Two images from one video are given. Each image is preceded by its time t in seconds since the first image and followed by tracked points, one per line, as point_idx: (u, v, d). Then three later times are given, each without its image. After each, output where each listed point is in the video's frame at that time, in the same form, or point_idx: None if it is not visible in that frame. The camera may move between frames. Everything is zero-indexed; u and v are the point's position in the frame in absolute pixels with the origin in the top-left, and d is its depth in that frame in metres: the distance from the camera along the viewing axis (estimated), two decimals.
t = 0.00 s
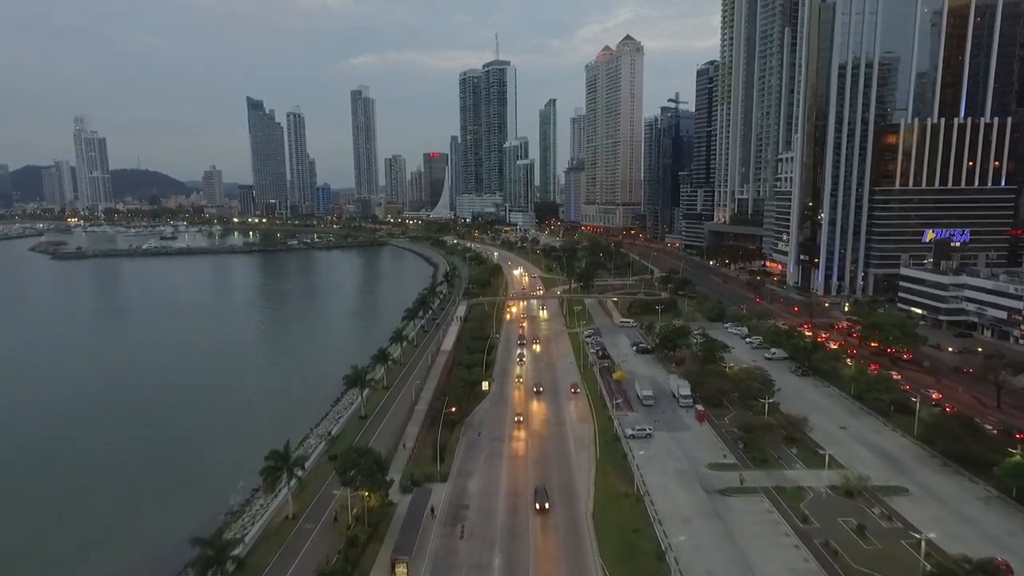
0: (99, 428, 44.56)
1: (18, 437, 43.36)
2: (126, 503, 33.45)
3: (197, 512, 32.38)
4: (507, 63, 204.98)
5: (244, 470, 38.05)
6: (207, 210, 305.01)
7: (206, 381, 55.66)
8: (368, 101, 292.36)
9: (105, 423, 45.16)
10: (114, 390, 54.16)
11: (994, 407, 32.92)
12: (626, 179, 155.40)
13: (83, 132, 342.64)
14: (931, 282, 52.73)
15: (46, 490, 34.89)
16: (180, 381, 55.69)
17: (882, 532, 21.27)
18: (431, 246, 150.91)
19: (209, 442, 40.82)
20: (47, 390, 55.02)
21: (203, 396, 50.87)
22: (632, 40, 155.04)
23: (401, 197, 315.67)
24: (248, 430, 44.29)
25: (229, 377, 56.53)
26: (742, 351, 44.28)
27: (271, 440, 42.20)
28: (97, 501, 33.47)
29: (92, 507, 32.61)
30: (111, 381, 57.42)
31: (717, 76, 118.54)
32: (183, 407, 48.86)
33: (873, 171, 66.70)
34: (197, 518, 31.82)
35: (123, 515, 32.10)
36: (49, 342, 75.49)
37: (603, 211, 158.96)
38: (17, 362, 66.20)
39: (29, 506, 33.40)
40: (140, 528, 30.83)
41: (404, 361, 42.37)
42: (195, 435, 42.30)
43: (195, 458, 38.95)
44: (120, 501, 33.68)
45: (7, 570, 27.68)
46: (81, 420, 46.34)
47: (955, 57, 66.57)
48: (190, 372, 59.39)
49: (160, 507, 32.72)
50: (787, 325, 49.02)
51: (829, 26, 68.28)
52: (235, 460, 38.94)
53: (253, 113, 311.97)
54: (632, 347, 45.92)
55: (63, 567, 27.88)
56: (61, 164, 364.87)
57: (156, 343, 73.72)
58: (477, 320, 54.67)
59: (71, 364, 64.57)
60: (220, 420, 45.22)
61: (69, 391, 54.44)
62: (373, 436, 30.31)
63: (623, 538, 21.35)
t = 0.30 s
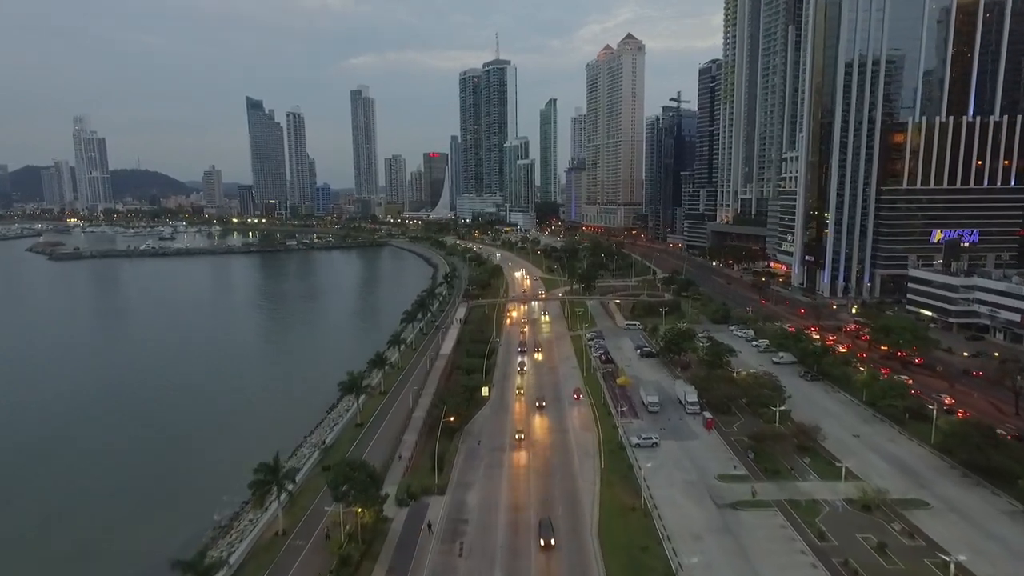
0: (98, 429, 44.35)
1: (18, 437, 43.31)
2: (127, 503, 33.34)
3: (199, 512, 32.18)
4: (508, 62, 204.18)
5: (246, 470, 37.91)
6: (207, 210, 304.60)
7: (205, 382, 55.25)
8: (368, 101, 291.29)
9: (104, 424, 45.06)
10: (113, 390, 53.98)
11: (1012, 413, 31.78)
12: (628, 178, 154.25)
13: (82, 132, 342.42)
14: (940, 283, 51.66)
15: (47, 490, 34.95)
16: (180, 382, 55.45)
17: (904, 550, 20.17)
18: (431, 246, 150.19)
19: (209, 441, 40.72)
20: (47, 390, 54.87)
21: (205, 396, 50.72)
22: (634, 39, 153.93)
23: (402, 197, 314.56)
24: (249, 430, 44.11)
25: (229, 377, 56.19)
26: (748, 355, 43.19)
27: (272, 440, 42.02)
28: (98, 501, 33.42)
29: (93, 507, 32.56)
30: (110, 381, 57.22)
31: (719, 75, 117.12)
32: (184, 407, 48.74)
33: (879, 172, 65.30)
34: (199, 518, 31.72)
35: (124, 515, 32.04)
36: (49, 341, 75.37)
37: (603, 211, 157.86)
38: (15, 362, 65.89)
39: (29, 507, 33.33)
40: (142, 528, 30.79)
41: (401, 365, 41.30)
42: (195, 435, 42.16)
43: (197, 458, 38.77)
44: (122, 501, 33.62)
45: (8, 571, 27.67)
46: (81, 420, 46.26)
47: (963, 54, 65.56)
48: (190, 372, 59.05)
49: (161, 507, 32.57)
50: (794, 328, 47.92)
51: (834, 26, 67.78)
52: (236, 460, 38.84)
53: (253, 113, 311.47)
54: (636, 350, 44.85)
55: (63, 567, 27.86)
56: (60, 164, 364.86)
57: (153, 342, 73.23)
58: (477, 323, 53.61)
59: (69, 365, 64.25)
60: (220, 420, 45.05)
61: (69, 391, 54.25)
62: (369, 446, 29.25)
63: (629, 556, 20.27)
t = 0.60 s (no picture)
0: (98, 429, 44.14)
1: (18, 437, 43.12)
2: (129, 504, 33.33)
3: (200, 512, 32.26)
4: (508, 61, 203.22)
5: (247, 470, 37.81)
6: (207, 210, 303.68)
7: (204, 382, 54.76)
8: (368, 100, 290.03)
9: (105, 424, 44.86)
10: (113, 390, 53.77)
11: None
12: (629, 178, 152.95)
13: (81, 131, 341.54)
14: (950, 285, 50.59)
15: (49, 490, 34.89)
16: (179, 382, 55.11)
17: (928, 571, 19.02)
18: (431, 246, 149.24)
19: (209, 440, 40.67)
20: (46, 390, 54.49)
21: (204, 396, 50.50)
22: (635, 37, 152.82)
23: (401, 197, 313.26)
24: (248, 430, 44.01)
25: (229, 377, 55.89)
26: (755, 359, 42.09)
27: (271, 440, 41.77)
28: (100, 502, 33.37)
29: (94, 507, 32.51)
30: (110, 380, 56.79)
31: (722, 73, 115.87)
32: (184, 407, 48.60)
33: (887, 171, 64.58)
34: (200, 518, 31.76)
35: (124, 516, 32.03)
36: (48, 340, 74.92)
37: (604, 212, 156.78)
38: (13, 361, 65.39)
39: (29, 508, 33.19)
40: (144, 528, 30.89)
41: (398, 370, 40.14)
42: (196, 435, 42.18)
43: (198, 458, 38.70)
44: (123, 501, 33.66)
45: (10, 570, 27.70)
46: (81, 421, 46.04)
47: (972, 51, 64.43)
48: (189, 372, 58.64)
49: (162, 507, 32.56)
50: (801, 331, 46.97)
51: (841, 15, 65.27)
52: (236, 460, 38.78)
53: (252, 113, 310.68)
54: (640, 354, 43.74)
55: (65, 567, 27.87)
56: (60, 164, 364.13)
57: (152, 342, 72.61)
58: (477, 325, 52.48)
59: (67, 364, 63.66)
60: (220, 420, 44.90)
61: (68, 390, 53.95)
62: (364, 456, 28.12)
63: None
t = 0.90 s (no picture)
0: (99, 431, 44.11)
1: (19, 438, 43.18)
2: (130, 505, 33.45)
3: (200, 512, 32.39)
4: (508, 60, 202.14)
5: (247, 470, 37.86)
6: (207, 210, 303.19)
7: (203, 383, 54.33)
8: (368, 100, 288.88)
9: (105, 424, 44.88)
10: (114, 390, 53.85)
11: None
12: (630, 178, 151.70)
13: (81, 131, 341.23)
14: (961, 287, 49.45)
15: (51, 490, 35.18)
16: (179, 382, 54.86)
17: None
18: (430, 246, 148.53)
19: (209, 439, 40.82)
20: (45, 390, 54.38)
21: (204, 396, 50.45)
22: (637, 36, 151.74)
23: (401, 197, 312.06)
24: (248, 430, 44.06)
25: (229, 377, 55.62)
26: (763, 364, 40.99)
27: (271, 440, 41.73)
28: (101, 503, 33.48)
29: (95, 508, 32.64)
30: (110, 381, 56.57)
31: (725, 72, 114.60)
32: (184, 407, 48.65)
33: (894, 171, 63.11)
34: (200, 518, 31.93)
35: (127, 516, 32.22)
36: (47, 340, 74.75)
37: (605, 212, 155.59)
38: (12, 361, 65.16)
39: (30, 510, 33.23)
40: (146, 528, 31.15)
41: (395, 375, 38.99)
42: (196, 435, 42.36)
43: (199, 458, 38.83)
44: (126, 500, 33.99)
45: (11, 570, 27.96)
46: (81, 422, 45.96)
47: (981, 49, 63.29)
48: (188, 372, 58.39)
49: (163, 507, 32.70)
50: (809, 335, 45.92)
51: (848, 15, 64.52)
52: (236, 460, 38.92)
53: (252, 113, 310.09)
54: (644, 358, 42.62)
55: (69, 566, 28.13)
56: (59, 163, 363.80)
57: (150, 342, 72.21)
58: (477, 328, 51.39)
59: (66, 364, 63.37)
60: (220, 420, 45.03)
61: (68, 391, 53.82)
62: (357, 468, 27.01)
63: None
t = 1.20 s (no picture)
0: (99, 431, 43.70)
1: (18, 437, 42.74)
2: (130, 506, 33.19)
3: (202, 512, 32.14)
4: (509, 59, 201.02)
5: (248, 471, 37.52)
6: (207, 210, 302.80)
7: (202, 383, 53.62)
8: (368, 99, 287.99)
9: (105, 424, 44.50)
10: (115, 389, 53.47)
11: None
12: (632, 178, 150.54)
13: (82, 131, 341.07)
14: (974, 290, 48.21)
15: (52, 490, 34.91)
16: (179, 382, 54.30)
17: None
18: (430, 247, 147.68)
19: (210, 440, 40.50)
20: (44, 389, 53.85)
21: (203, 396, 49.99)
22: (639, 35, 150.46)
23: (402, 197, 311.05)
24: (248, 429, 43.64)
25: (229, 377, 55.04)
26: (772, 368, 39.87)
27: (271, 440, 41.34)
28: (102, 503, 33.30)
29: (96, 508, 32.45)
30: (109, 381, 55.88)
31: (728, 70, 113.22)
32: (184, 407, 48.21)
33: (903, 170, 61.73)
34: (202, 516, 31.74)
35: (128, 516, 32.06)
36: (46, 339, 74.11)
37: (607, 212, 154.49)
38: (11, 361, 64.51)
39: (30, 511, 32.84)
40: (148, 528, 31.00)
41: (394, 381, 37.85)
42: (196, 435, 42.01)
43: (200, 458, 38.48)
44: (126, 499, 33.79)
45: (12, 570, 27.78)
46: (81, 422, 45.49)
47: (993, 45, 61.95)
48: (188, 372, 57.76)
49: (163, 506, 32.45)
50: (818, 338, 44.76)
51: (856, 11, 63.08)
52: (237, 459, 38.63)
53: (252, 113, 309.44)
54: (649, 362, 41.45)
55: (69, 567, 27.88)
56: (60, 163, 363.68)
57: (149, 341, 71.47)
58: (477, 331, 50.27)
59: (64, 364, 62.70)
60: (220, 420, 44.67)
61: (67, 391, 53.29)
62: (353, 479, 25.84)
63: None
